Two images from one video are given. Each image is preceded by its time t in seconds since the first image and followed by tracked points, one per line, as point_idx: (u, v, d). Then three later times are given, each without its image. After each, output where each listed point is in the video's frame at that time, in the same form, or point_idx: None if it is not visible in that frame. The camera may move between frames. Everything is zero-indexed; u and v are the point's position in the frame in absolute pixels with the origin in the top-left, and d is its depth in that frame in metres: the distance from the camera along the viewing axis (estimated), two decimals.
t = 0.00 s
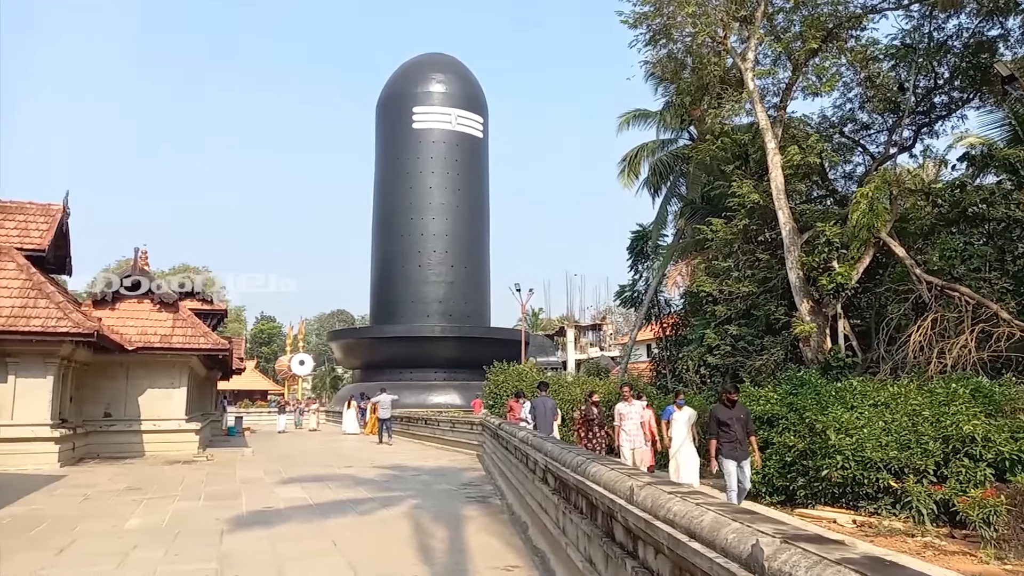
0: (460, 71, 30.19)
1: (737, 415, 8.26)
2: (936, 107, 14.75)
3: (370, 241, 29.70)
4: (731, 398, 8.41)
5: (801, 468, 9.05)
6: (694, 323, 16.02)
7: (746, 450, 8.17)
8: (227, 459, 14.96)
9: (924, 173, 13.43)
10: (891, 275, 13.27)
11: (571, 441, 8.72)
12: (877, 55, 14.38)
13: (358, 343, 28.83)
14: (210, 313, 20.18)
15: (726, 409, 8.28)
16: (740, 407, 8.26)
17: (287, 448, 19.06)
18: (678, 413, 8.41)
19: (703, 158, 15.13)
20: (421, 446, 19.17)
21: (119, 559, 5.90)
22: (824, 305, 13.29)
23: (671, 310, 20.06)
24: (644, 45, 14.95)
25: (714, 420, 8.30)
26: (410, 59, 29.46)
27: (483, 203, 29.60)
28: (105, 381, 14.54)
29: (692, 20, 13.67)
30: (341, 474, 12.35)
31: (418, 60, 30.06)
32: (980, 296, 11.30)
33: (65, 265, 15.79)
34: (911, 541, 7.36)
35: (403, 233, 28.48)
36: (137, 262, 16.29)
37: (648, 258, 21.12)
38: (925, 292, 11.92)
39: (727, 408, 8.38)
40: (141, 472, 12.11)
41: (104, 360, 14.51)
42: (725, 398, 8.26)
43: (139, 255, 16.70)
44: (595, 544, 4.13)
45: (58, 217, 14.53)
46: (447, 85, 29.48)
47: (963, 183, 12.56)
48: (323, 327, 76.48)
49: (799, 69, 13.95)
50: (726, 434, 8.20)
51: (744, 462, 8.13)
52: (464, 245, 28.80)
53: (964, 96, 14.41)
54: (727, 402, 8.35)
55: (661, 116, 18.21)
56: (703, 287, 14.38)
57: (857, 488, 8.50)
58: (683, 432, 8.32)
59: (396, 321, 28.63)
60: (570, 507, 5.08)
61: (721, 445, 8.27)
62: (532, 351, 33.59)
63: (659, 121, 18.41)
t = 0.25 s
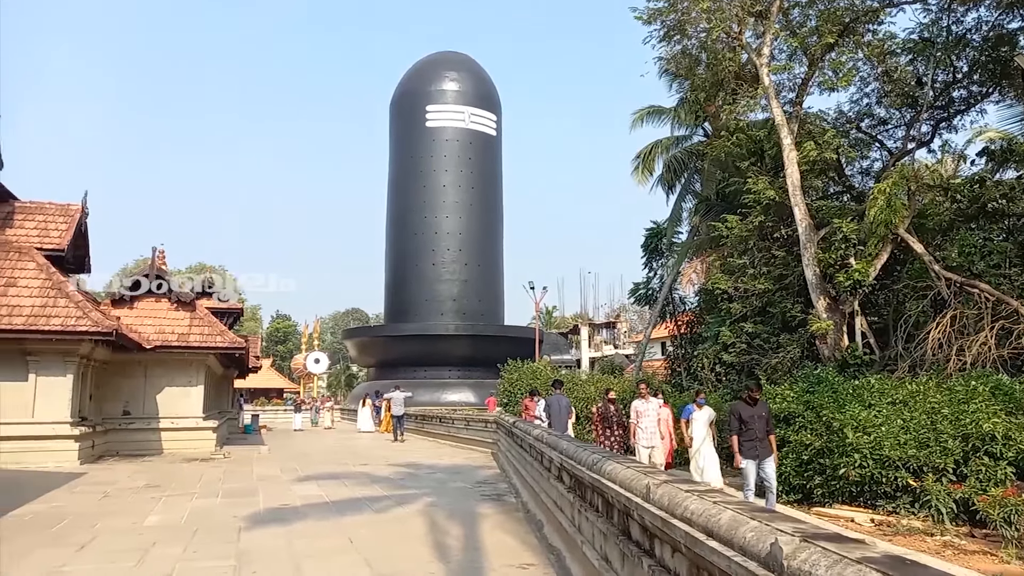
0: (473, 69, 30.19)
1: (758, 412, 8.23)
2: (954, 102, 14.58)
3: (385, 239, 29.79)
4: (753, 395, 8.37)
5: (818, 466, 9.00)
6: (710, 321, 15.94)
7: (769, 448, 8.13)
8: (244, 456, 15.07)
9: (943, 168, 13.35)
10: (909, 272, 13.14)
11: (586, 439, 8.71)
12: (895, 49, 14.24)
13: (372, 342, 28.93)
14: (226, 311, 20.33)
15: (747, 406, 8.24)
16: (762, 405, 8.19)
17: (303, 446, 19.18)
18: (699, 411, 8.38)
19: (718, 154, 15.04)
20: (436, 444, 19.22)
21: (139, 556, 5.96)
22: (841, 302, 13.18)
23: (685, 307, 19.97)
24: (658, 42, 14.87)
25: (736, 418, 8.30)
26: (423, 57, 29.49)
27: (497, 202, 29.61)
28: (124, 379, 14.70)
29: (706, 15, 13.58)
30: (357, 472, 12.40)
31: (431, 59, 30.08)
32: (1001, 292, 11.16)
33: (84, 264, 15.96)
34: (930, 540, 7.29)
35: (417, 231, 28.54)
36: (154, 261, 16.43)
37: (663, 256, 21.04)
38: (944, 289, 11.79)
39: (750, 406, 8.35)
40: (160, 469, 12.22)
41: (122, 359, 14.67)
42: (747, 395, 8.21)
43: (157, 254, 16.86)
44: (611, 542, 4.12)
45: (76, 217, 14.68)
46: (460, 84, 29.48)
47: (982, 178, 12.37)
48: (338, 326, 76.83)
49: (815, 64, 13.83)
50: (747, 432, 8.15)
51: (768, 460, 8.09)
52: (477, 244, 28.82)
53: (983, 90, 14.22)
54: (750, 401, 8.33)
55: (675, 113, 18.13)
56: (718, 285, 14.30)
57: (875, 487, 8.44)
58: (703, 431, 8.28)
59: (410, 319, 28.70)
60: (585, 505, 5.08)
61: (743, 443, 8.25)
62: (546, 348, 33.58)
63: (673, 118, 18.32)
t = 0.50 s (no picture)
0: (483, 68, 30.19)
1: (776, 415, 8.10)
2: (967, 98, 14.47)
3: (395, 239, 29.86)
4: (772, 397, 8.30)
5: (830, 466, 8.97)
6: (721, 320, 15.89)
7: (788, 452, 8.02)
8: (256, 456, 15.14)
9: (955, 166, 13.32)
10: (921, 270, 13.06)
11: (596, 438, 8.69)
12: (907, 45, 14.14)
13: (383, 342, 29.00)
14: (237, 311, 20.44)
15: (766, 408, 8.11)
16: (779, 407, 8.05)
17: (314, 445, 19.25)
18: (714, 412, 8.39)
19: (728, 152, 14.98)
20: (446, 444, 19.23)
21: (152, 555, 5.99)
22: (853, 300, 13.10)
23: (696, 306, 19.93)
24: (668, 40, 14.84)
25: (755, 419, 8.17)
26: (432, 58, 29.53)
27: (506, 201, 29.61)
28: (136, 379, 14.79)
29: (716, 13, 13.55)
30: (368, 471, 12.44)
31: (440, 59, 30.12)
32: (1015, 290, 11.05)
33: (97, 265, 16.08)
34: (943, 541, 7.23)
35: (427, 231, 28.58)
36: (166, 262, 16.54)
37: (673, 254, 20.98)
38: (957, 287, 11.69)
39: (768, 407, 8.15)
40: (172, 469, 12.29)
41: (135, 359, 14.76)
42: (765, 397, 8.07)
43: (169, 255, 16.96)
44: (622, 542, 4.11)
45: (89, 218, 14.80)
46: (469, 84, 29.49)
47: (996, 175, 12.44)
48: (348, 325, 77.05)
49: (826, 61, 13.75)
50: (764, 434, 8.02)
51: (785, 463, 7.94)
52: (487, 243, 28.83)
53: (997, 86, 14.10)
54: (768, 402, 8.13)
55: (685, 111, 18.07)
56: (728, 283, 14.23)
57: (888, 487, 8.41)
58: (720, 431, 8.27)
59: (420, 319, 28.75)
60: (595, 504, 5.08)
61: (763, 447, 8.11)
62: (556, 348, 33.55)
63: (683, 116, 18.27)
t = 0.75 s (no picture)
0: (493, 69, 30.21)
1: (801, 416, 7.79)
2: (983, 95, 14.31)
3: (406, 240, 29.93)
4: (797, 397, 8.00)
5: (846, 466, 8.92)
6: (733, 320, 15.83)
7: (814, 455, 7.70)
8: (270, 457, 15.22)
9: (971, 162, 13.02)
10: (937, 268, 12.94)
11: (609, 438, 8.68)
12: (920, 42, 14.03)
13: (395, 342, 29.08)
14: (251, 313, 20.55)
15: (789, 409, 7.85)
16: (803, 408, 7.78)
17: (328, 446, 19.33)
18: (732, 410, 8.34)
19: (741, 151, 14.91)
20: (459, 444, 19.25)
21: (169, 555, 6.04)
22: (868, 299, 13.00)
23: (709, 306, 19.85)
24: (679, 39, 14.79)
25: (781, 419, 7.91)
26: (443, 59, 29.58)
27: (517, 202, 29.62)
28: (152, 381, 14.91)
29: (728, 11, 13.50)
30: (381, 472, 12.47)
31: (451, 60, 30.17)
32: None
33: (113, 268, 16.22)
34: (961, 541, 7.16)
35: (438, 232, 28.64)
36: (181, 264, 16.66)
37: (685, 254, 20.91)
38: (973, 285, 11.58)
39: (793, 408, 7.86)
40: (187, 470, 12.37)
41: (151, 361, 14.88)
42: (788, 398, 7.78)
43: (183, 258, 17.08)
44: (636, 542, 4.10)
45: (105, 221, 14.94)
46: (479, 84, 29.52)
47: (1012, 172, 12.38)
48: (360, 326, 77.29)
49: (839, 58, 13.66)
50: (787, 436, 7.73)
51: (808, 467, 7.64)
52: (498, 244, 28.84)
53: (1012, 82, 13.94)
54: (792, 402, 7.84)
55: (697, 110, 18.00)
56: (741, 282, 14.15)
57: (904, 487, 8.35)
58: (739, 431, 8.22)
59: (432, 320, 28.80)
60: (609, 505, 5.07)
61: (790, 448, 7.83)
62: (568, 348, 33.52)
63: (695, 115, 18.21)
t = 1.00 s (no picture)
0: (502, 68, 30.21)
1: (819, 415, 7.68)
2: (996, 93, 14.19)
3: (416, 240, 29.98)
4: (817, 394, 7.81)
5: (856, 466, 8.87)
6: (743, 319, 15.78)
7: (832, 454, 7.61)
8: (280, 455, 15.28)
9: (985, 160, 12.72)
10: (949, 268, 12.86)
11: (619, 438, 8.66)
12: (933, 40, 13.93)
13: (404, 341, 29.14)
14: (261, 312, 20.64)
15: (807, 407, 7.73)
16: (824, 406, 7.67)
17: (338, 445, 19.39)
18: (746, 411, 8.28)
19: (751, 150, 14.84)
20: (468, 443, 19.26)
21: (180, 552, 6.07)
22: (879, 299, 12.93)
23: (718, 305, 19.80)
24: (689, 38, 14.75)
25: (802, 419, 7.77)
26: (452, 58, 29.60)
27: (526, 201, 29.62)
28: (163, 379, 15.02)
29: (738, 10, 13.45)
30: (390, 471, 12.49)
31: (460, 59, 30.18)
32: None
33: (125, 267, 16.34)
34: (974, 543, 7.12)
35: (447, 231, 28.67)
36: (192, 263, 16.76)
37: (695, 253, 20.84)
38: (986, 285, 11.50)
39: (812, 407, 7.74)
40: (198, 468, 12.44)
41: (162, 359, 14.98)
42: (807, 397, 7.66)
43: (194, 256, 17.18)
44: (646, 542, 4.10)
45: (117, 220, 15.04)
46: (489, 83, 29.52)
47: None
48: (370, 325, 77.49)
49: (850, 57, 13.58)
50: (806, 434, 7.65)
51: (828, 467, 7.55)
52: (507, 243, 28.84)
53: None
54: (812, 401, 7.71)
55: (707, 109, 17.94)
56: (751, 282, 14.09)
57: (916, 488, 8.30)
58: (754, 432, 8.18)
59: (441, 319, 28.84)
60: (619, 505, 5.06)
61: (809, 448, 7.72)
62: (577, 347, 33.50)
63: (704, 114, 18.16)
